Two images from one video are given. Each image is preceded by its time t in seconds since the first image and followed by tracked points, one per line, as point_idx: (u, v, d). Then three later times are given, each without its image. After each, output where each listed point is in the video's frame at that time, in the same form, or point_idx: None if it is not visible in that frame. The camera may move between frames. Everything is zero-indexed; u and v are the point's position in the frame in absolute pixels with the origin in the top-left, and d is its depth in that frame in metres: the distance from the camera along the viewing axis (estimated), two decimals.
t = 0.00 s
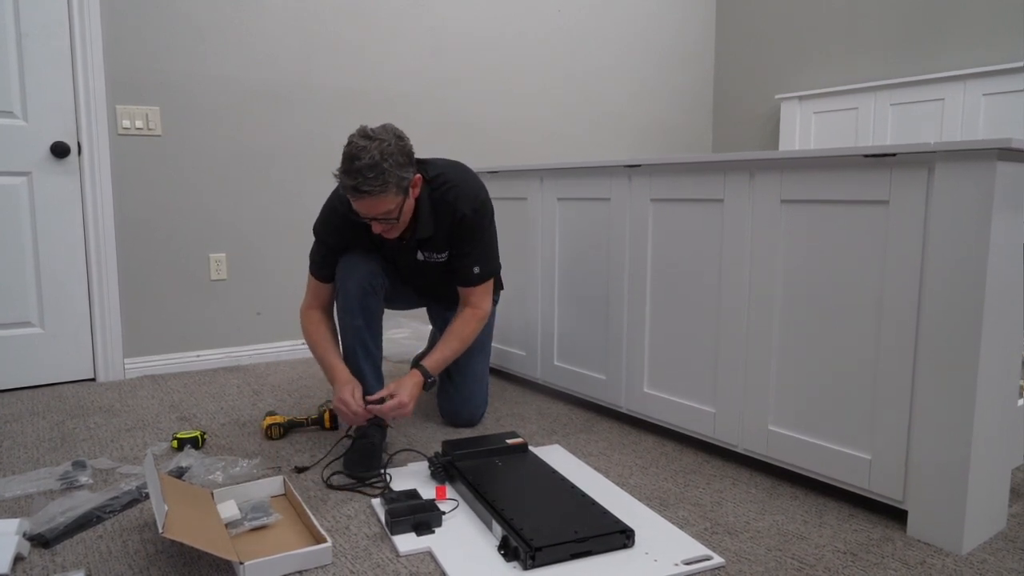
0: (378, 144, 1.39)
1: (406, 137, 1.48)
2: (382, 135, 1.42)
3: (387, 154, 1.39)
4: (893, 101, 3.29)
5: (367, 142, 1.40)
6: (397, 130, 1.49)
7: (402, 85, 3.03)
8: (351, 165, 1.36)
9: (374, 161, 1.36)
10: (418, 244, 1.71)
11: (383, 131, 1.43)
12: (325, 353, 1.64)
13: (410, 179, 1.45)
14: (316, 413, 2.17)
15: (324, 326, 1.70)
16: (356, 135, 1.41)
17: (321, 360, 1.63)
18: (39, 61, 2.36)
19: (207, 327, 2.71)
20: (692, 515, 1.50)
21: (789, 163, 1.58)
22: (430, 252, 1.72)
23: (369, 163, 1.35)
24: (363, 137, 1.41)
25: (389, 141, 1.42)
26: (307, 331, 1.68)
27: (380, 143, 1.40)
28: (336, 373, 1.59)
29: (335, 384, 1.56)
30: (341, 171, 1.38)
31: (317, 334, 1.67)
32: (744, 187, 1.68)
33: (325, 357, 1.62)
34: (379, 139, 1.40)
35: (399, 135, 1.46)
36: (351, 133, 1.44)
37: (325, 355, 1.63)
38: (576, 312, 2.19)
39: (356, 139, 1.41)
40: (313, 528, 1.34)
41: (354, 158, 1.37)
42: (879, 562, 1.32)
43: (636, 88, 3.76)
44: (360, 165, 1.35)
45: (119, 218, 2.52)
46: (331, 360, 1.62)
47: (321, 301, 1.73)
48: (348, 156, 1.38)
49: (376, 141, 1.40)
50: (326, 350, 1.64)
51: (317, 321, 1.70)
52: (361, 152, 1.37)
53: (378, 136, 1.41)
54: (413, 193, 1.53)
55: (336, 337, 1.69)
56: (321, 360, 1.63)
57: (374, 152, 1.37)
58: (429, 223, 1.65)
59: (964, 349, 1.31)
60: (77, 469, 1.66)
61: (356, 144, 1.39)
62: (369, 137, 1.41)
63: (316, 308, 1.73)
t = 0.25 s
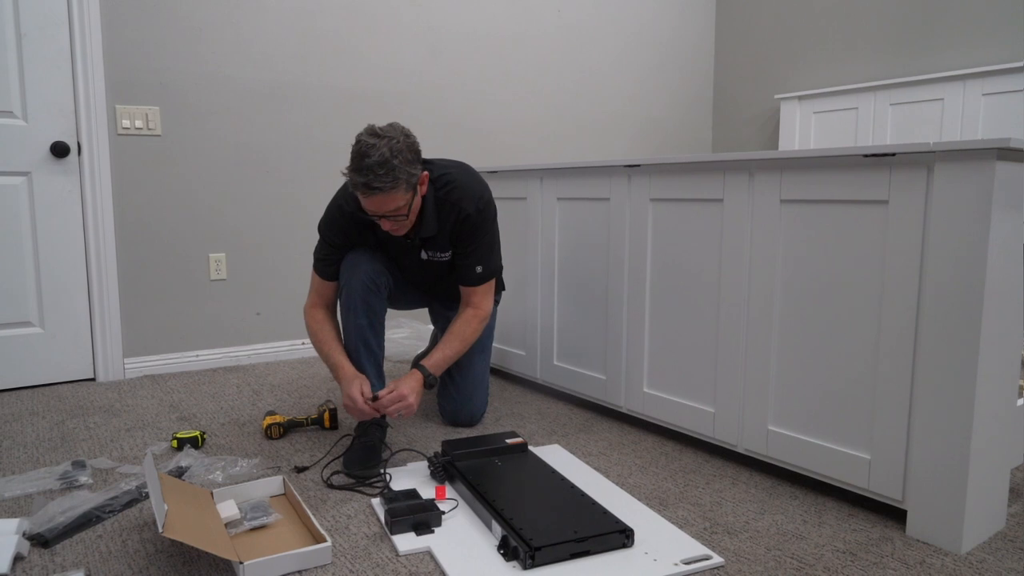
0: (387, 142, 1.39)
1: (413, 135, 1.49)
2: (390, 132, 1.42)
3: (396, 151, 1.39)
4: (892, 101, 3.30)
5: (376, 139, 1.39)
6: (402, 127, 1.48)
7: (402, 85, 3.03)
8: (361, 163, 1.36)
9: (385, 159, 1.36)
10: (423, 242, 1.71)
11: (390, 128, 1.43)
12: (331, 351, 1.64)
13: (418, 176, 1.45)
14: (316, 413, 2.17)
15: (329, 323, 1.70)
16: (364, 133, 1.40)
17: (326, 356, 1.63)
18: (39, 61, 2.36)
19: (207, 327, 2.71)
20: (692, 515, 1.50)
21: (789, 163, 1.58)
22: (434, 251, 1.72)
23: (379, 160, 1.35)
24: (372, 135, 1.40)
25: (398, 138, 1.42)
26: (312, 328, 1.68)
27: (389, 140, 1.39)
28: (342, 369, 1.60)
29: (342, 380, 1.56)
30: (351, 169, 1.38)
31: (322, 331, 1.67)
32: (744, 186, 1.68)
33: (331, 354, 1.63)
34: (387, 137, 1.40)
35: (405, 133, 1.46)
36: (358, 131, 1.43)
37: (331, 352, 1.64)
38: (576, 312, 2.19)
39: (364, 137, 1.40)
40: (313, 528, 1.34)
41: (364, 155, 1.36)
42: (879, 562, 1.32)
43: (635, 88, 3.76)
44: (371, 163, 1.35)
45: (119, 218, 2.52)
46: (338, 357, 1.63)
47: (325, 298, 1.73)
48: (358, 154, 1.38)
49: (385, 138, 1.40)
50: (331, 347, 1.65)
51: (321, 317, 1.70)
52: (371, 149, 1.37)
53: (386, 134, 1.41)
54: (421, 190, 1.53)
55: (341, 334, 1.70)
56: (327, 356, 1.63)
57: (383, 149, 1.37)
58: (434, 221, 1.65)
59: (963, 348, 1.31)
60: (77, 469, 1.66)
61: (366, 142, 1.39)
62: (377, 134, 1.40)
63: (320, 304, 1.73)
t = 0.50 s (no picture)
0: (413, 142, 1.39)
1: (433, 137, 1.49)
2: (414, 134, 1.42)
3: (422, 151, 1.39)
4: (892, 101, 3.29)
5: (401, 140, 1.39)
6: (422, 129, 1.49)
7: (402, 85, 3.03)
8: (388, 164, 1.35)
9: (412, 159, 1.36)
10: (434, 243, 1.72)
11: (413, 129, 1.43)
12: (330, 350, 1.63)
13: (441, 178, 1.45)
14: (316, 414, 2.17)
15: (329, 321, 1.70)
16: (389, 133, 1.40)
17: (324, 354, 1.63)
18: (39, 61, 2.36)
19: (207, 327, 2.71)
20: (692, 516, 1.50)
21: (788, 163, 1.58)
22: (444, 253, 1.74)
23: (407, 160, 1.35)
24: (396, 136, 1.40)
25: (421, 140, 1.42)
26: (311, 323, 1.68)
27: (415, 141, 1.40)
28: (341, 368, 1.59)
29: (340, 379, 1.56)
30: (377, 171, 1.37)
31: (322, 327, 1.67)
32: (744, 187, 1.68)
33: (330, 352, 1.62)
34: (412, 138, 1.40)
35: (427, 134, 1.46)
36: (381, 133, 1.43)
37: (330, 350, 1.63)
38: (576, 312, 2.19)
39: (389, 138, 1.40)
40: (313, 529, 1.34)
41: (391, 156, 1.36)
42: (879, 563, 1.32)
43: (636, 88, 3.76)
44: (399, 163, 1.35)
45: (119, 219, 2.52)
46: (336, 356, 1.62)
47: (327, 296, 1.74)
48: (384, 153, 1.38)
49: (410, 139, 1.40)
50: (330, 345, 1.64)
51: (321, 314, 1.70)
52: (398, 149, 1.37)
53: (411, 135, 1.41)
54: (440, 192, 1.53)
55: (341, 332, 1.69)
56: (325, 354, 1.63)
57: (410, 149, 1.37)
58: (446, 223, 1.65)
59: (963, 349, 1.31)
60: (77, 470, 1.66)
61: (392, 142, 1.38)
62: (402, 135, 1.40)
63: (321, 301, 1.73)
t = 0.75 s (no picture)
0: (454, 151, 1.40)
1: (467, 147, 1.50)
2: (455, 143, 1.43)
3: (463, 161, 1.40)
4: (892, 101, 3.29)
5: (443, 148, 1.40)
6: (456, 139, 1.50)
7: (402, 85, 3.03)
8: (432, 170, 1.35)
9: (456, 167, 1.37)
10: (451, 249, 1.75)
11: (454, 139, 1.44)
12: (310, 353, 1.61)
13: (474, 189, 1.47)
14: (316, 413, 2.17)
15: (315, 319, 1.67)
16: (430, 140, 1.40)
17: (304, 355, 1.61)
18: (39, 61, 2.36)
19: (207, 327, 2.71)
20: (692, 516, 1.50)
21: (788, 163, 1.58)
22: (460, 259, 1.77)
23: (451, 169, 1.36)
24: (438, 143, 1.41)
25: (460, 148, 1.43)
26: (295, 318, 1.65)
27: (456, 150, 1.41)
28: (318, 374, 1.58)
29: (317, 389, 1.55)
30: (418, 176, 1.37)
31: (306, 326, 1.64)
32: (743, 187, 1.68)
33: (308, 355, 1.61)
34: (452, 147, 1.41)
35: (463, 143, 1.47)
36: (420, 139, 1.44)
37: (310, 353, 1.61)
38: (576, 312, 2.19)
39: (430, 145, 1.40)
40: (314, 529, 1.34)
41: (434, 163, 1.36)
42: (879, 562, 1.32)
43: (635, 87, 3.76)
44: (442, 170, 1.36)
45: (119, 219, 2.52)
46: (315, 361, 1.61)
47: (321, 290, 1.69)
48: (427, 160, 1.38)
49: (452, 148, 1.41)
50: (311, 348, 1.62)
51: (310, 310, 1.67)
52: (442, 157, 1.38)
53: (451, 144, 1.42)
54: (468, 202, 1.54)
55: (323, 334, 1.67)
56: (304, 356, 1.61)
57: (453, 158, 1.38)
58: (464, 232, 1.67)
59: (963, 349, 1.31)
60: (77, 470, 1.66)
61: (434, 149, 1.39)
62: (443, 143, 1.41)
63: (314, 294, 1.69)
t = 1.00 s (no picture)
0: (479, 161, 1.38)
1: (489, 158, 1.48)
2: (479, 153, 1.41)
3: (487, 172, 1.38)
4: (892, 101, 3.29)
5: (469, 158, 1.38)
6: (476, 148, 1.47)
7: (402, 85, 3.03)
8: (455, 179, 1.34)
9: (481, 179, 1.36)
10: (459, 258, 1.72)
11: (478, 149, 1.42)
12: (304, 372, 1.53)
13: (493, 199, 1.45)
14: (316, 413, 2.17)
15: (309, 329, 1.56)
16: (454, 149, 1.39)
17: (296, 379, 1.53)
18: (39, 61, 2.36)
19: (207, 327, 2.71)
20: (692, 516, 1.50)
21: (788, 163, 1.59)
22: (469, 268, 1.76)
23: (475, 179, 1.34)
24: (463, 153, 1.39)
25: (484, 159, 1.41)
26: (287, 329, 1.53)
27: (481, 160, 1.39)
28: (310, 404, 1.51)
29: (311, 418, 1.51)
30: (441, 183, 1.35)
31: (301, 341, 1.54)
32: (743, 187, 1.68)
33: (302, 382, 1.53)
34: (476, 156, 1.39)
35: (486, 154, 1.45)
36: (443, 147, 1.41)
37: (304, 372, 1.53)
38: (576, 313, 2.19)
39: (455, 154, 1.38)
40: (313, 529, 1.34)
41: (458, 171, 1.34)
42: (878, 563, 1.32)
43: (636, 87, 3.76)
44: (466, 181, 1.34)
45: (118, 219, 2.52)
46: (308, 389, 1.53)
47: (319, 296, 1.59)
48: (452, 169, 1.36)
49: (477, 158, 1.39)
50: (305, 370, 1.54)
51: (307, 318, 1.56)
52: (468, 168, 1.35)
53: (476, 154, 1.40)
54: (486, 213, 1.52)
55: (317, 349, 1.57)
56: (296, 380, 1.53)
57: (478, 168, 1.36)
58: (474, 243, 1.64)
59: (963, 349, 1.31)
60: (77, 470, 1.66)
61: (459, 159, 1.37)
62: (468, 153, 1.39)
63: (312, 300, 1.58)
